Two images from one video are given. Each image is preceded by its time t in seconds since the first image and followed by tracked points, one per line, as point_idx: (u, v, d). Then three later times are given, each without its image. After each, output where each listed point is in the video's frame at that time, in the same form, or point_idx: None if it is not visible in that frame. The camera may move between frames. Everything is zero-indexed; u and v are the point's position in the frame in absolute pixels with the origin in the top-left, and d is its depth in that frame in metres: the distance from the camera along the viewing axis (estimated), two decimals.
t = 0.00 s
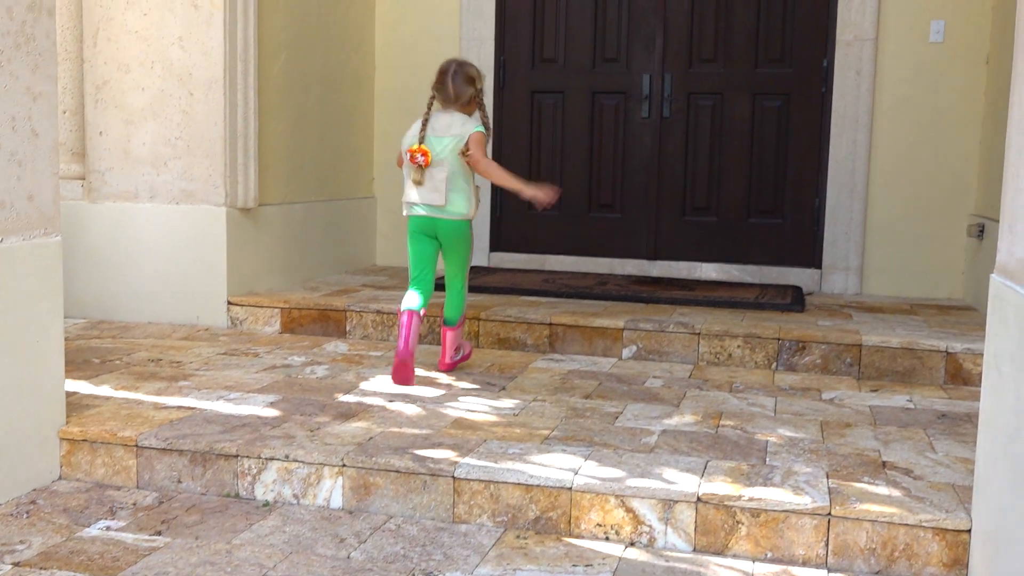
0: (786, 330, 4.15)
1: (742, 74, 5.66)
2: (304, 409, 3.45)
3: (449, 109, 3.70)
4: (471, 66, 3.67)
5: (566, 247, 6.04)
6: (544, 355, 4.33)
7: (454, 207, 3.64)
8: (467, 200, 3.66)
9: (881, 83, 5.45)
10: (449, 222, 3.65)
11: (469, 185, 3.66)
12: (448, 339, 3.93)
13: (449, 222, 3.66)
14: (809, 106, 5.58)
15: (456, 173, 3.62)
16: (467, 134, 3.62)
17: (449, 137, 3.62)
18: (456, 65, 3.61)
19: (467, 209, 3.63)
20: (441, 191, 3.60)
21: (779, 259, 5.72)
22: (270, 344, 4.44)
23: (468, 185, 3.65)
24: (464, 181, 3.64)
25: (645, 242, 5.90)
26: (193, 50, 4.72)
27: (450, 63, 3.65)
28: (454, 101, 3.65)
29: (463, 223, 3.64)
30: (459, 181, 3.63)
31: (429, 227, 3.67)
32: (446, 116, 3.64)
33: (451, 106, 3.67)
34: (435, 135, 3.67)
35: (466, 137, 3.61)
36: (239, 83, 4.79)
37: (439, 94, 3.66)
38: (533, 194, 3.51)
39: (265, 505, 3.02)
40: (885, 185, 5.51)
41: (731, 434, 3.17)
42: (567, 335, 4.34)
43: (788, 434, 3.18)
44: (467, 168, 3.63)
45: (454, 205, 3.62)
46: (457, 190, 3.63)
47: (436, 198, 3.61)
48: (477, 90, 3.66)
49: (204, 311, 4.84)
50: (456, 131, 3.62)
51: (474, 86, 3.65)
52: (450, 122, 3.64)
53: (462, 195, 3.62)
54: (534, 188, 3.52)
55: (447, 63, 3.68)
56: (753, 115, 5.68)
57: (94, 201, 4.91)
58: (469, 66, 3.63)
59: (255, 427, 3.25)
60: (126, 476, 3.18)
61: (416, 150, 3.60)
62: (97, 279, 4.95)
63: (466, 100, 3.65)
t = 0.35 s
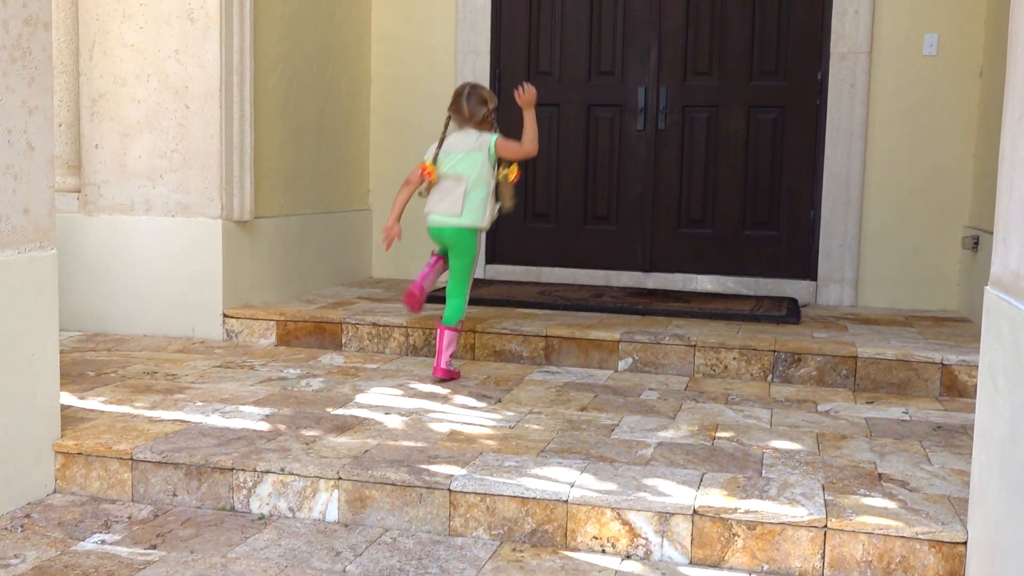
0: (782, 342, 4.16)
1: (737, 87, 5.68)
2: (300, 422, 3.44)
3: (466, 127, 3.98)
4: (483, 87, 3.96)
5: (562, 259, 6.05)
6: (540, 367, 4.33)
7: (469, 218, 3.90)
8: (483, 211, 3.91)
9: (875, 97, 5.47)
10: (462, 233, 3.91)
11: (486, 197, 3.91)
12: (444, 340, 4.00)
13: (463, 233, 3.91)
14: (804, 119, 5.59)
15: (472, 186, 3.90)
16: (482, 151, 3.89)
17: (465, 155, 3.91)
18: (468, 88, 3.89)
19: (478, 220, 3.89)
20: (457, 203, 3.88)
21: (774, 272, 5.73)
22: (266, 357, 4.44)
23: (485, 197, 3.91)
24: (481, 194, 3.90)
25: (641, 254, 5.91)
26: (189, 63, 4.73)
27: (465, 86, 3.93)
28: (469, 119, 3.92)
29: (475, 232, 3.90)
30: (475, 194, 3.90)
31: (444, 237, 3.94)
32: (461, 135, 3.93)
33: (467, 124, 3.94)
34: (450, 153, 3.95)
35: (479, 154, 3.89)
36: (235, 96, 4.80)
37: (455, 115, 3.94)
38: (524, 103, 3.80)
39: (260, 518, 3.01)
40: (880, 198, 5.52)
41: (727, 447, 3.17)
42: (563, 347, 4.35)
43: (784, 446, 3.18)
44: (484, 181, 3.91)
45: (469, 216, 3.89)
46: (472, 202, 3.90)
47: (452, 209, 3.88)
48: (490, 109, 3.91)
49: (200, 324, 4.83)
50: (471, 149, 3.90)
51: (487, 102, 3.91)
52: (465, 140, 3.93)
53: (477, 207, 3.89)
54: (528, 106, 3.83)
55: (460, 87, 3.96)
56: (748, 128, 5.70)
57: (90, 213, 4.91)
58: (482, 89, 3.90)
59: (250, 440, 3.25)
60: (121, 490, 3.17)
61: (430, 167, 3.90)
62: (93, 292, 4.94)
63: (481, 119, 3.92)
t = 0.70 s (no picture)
0: (781, 349, 4.16)
1: (736, 95, 5.69)
2: (299, 429, 3.44)
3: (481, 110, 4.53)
4: (492, 75, 4.46)
5: (560, 266, 6.05)
6: (539, 374, 4.33)
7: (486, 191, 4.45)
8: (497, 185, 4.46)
9: (874, 105, 5.48)
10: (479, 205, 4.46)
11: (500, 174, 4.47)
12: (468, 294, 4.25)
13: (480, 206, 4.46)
14: (803, 127, 5.60)
15: (488, 163, 4.44)
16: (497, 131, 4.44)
17: (482, 136, 4.45)
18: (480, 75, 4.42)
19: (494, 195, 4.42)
20: (475, 180, 4.43)
21: (773, 279, 5.74)
22: (265, 364, 4.44)
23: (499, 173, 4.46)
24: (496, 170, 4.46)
25: (640, 261, 5.92)
26: (188, 71, 4.74)
27: (476, 74, 4.45)
28: (482, 103, 4.46)
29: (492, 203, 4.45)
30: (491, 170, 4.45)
31: (464, 213, 4.49)
32: (477, 117, 4.46)
33: (479, 108, 4.48)
34: (468, 133, 4.48)
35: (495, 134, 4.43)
36: (235, 104, 4.80)
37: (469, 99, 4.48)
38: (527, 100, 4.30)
39: (259, 525, 3.01)
40: (879, 205, 5.53)
41: (727, 454, 3.17)
42: (563, 354, 4.35)
43: (783, 454, 3.18)
44: (498, 159, 4.45)
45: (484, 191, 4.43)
46: (489, 178, 4.44)
47: (470, 185, 4.43)
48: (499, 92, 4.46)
49: (199, 331, 4.83)
50: (486, 129, 4.45)
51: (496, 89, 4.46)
52: (481, 121, 4.47)
53: (493, 181, 4.44)
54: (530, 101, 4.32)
55: (470, 75, 4.49)
56: (747, 135, 5.71)
57: (90, 221, 4.92)
58: (491, 76, 4.43)
59: (249, 447, 3.25)
60: (120, 497, 3.17)
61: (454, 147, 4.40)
62: (92, 299, 4.94)
63: (491, 102, 4.44)
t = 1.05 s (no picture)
0: (783, 356, 4.16)
1: (737, 101, 5.70)
2: (301, 436, 3.44)
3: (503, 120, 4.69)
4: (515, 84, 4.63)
5: (562, 272, 6.05)
6: (541, 380, 4.33)
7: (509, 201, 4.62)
8: (519, 195, 4.63)
9: (875, 111, 5.49)
10: (503, 216, 4.65)
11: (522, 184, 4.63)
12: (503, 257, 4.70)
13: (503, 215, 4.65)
14: (804, 133, 5.61)
15: (510, 173, 4.60)
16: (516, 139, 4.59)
17: (502, 145, 4.61)
18: (502, 84, 4.60)
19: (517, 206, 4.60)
20: (497, 191, 4.60)
21: (775, 285, 5.74)
22: (267, 371, 4.44)
23: (521, 183, 4.63)
24: (519, 179, 4.61)
25: (642, 268, 5.92)
26: (191, 78, 4.75)
27: (498, 85, 4.63)
28: (504, 113, 4.63)
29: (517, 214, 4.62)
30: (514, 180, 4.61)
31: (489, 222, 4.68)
32: (500, 127, 4.63)
33: (502, 118, 4.65)
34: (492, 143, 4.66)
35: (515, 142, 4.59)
36: (237, 110, 4.81)
37: (492, 109, 4.65)
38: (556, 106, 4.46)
39: (261, 532, 3.01)
40: (881, 211, 5.53)
41: (729, 461, 3.17)
42: (565, 360, 4.35)
43: (785, 460, 3.18)
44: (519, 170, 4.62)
45: (507, 201, 4.61)
46: (511, 189, 4.61)
47: (492, 197, 4.61)
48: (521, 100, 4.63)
49: (201, 338, 4.83)
50: (507, 140, 4.62)
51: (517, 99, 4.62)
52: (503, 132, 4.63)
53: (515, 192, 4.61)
54: (557, 110, 4.54)
55: (494, 84, 4.68)
56: (748, 141, 5.71)
57: (92, 227, 4.92)
58: (514, 86, 4.60)
59: (252, 454, 3.25)
60: (122, 504, 3.17)
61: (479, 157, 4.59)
62: (93, 306, 4.94)
63: (513, 111, 4.62)
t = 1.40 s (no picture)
0: (786, 362, 4.16)
1: (740, 107, 5.70)
2: (305, 442, 3.44)
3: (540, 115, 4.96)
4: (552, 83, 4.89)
5: (565, 278, 6.05)
6: (544, 386, 4.34)
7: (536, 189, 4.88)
8: (546, 184, 4.87)
9: (878, 117, 5.49)
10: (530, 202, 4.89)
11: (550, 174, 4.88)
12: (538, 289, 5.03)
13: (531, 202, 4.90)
14: (807, 139, 5.61)
15: (540, 164, 4.87)
16: (547, 133, 4.84)
17: (534, 136, 4.87)
18: (540, 82, 4.87)
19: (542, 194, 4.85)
20: (525, 178, 4.86)
21: (778, 291, 5.73)
22: (270, 377, 4.44)
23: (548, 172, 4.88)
24: (547, 170, 4.88)
25: (644, 274, 5.92)
26: (194, 84, 4.76)
27: (537, 81, 4.91)
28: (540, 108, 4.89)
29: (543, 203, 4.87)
30: (542, 170, 4.88)
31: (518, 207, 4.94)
32: (534, 120, 4.89)
33: (538, 112, 4.92)
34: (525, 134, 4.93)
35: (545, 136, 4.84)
36: (240, 117, 4.82)
37: (530, 104, 4.92)
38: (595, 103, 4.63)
39: (265, 538, 3.01)
40: (884, 217, 5.53)
41: (733, 467, 3.17)
42: (568, 366, 4.35)
43: (789, 467, 3.17)
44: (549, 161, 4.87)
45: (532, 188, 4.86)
46: (538, 178, 4.86)
47: (520, 182, 4.87)
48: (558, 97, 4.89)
49: (204, 344, 4.84)
50: (539, 133, 4.86)
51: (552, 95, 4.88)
52: (535, 124, 4.87)
53: (542, 181, 4.86)
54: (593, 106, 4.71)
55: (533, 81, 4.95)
56: (751, 147, 5.71)
57: (96, 233, 4.93)
58: (549, 84, 4.86)
59: (255, 460, 3.25)
60: (126, 510, 3.17)
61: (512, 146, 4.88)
62: (97, 313, 4.95)
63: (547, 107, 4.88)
